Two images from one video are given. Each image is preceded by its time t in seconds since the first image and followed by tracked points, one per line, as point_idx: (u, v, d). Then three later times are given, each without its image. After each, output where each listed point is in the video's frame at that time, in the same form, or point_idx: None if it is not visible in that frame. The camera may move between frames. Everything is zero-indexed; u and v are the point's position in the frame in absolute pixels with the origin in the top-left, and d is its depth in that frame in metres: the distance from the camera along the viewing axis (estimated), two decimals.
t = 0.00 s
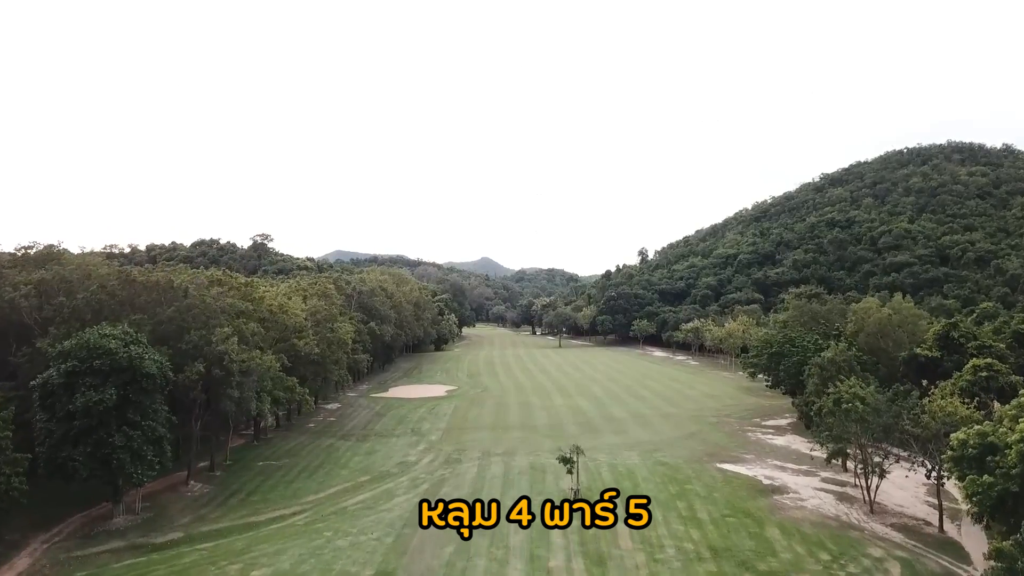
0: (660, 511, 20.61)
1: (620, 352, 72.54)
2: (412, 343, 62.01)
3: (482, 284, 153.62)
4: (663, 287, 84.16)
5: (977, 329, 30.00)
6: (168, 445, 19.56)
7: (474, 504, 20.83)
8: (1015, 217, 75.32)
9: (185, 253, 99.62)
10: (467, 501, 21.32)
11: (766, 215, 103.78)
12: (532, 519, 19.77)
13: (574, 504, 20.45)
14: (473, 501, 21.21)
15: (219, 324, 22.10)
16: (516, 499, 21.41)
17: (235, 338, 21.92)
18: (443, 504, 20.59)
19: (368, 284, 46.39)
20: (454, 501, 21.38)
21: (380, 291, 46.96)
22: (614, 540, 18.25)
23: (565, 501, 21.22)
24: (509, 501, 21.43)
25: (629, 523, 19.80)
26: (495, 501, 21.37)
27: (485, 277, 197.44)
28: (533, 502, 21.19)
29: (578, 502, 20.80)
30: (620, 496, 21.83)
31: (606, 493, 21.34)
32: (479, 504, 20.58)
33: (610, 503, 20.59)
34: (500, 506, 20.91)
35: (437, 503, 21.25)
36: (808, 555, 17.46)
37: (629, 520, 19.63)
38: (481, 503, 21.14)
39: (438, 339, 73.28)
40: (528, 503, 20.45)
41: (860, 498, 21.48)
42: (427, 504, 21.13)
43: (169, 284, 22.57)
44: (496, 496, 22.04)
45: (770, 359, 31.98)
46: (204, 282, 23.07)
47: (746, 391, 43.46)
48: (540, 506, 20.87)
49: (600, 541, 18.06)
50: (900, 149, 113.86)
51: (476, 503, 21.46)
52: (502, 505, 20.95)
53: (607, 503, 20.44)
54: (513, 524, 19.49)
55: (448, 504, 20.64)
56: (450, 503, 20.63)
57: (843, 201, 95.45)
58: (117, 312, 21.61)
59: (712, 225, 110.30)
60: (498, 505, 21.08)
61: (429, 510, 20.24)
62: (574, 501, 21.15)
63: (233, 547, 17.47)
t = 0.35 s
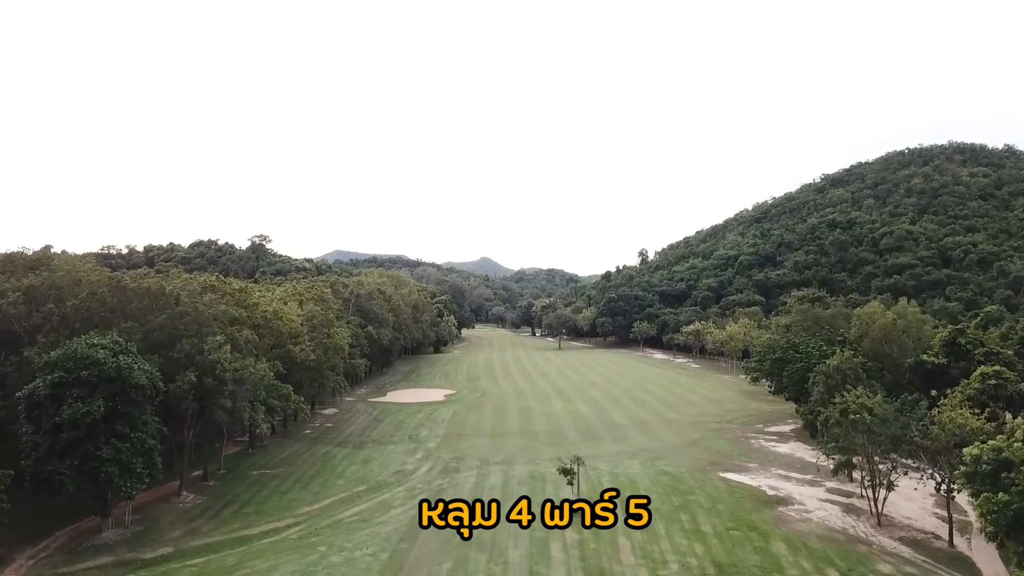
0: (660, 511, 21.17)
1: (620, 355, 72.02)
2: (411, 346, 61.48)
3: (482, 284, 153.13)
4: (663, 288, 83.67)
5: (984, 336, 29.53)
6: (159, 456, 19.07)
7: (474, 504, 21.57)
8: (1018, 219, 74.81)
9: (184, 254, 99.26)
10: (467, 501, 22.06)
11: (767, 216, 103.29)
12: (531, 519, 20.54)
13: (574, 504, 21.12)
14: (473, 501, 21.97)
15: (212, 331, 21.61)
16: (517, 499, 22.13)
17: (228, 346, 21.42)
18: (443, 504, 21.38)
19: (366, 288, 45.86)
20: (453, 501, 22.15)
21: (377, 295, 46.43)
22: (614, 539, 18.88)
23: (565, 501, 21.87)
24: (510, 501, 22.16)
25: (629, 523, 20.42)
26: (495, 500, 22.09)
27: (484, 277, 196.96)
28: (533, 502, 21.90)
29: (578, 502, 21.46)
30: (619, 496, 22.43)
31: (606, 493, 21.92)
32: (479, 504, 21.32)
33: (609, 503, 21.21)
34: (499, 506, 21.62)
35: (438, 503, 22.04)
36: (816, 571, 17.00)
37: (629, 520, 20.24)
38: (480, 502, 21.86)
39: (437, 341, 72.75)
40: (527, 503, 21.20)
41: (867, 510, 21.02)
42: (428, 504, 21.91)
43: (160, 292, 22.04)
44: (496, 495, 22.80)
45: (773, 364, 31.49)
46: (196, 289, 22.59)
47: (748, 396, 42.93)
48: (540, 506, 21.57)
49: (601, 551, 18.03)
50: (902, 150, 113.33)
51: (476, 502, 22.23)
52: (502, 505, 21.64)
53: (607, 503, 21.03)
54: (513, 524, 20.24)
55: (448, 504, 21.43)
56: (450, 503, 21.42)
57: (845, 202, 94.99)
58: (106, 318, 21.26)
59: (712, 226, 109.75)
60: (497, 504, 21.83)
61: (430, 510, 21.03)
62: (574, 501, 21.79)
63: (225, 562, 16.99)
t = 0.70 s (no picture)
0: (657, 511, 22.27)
1: (620, 358, 71.01)
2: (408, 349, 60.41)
3: (481, 284, 152.00)
4: (664, 289, 82.64)
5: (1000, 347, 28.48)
6: (138, 482, 18.06)
7: (473, 503, 22.90)
8: None
9: (180, 254, 98.21)
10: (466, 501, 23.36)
11: (769, 215, 102.29)
12: (531, 519, 21.81)
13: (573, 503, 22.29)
14: (474, 502, 23.24)
15: (195, 348, 20.55)
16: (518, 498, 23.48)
17: (212, 364, 20.35)
18: (443, 504, 22.69)
19: (360, 291, 44.87)
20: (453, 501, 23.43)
21: (373, 299, 45.43)
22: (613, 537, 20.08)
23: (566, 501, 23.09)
24: (510, 500, 23.47)
25: (629, 523, 21.53)
26: (496, 500, 23.35)
27: (483, 276, 195.85)
28: (532, 502, 23.13)
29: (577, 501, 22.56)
30: (620, 494, 23.69)
31: (605, 493, 23.09)
32: (478, 504, 22.59)
33: (609, 504, 22.30)
34: (498, 506, 22.86)
35: (438, 503, 23.34)
36: None
37: (628, 520, 21.35)
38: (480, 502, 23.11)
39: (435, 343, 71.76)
40: (527, 504, 22.46)
41: (882, 535, 20.06)
42: (428, 504, 23.22)
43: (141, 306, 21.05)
44: (496, 493, 24.22)
45: (779, 375, 30.46)
46: (180, 302, 21.56)
47: (752, 404, 41.90)
48: (540, 505, 22.72)
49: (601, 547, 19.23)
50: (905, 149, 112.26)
51: (476, 502, 23.51)
52: (501, 505, 22.89)
53: (607, 503, 22.08)
54: (512, 523, 21.52)
55: (448, 504, 22.72)
56: (450, 503, 22.70)
57: (848, 201, 93.98)
58: (85, 334, 20.13)
59: (713, 226, 108.62)
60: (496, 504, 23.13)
61: (430, 510, 22.32)
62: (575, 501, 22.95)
63: None
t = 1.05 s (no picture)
0: (658, 510, 23.23)
1: (622, 344, 68.94)
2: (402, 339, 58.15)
3: (479, 261, 149.42)
4: (667, 271, 80.31)
5: None
6: (86, 535, 15.86)
7: (474, 501, 23.94)
8: None
9: (169, 233, 95.58)
10: (468, 499, 24.38)
11: (774, 193, 99.64)
12: (531, 520, 22.84)
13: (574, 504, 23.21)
14: (474, 501, 24.20)
15: (154, 375, 18.22)
16: (518, 498, 24.45)
17: (172, 394, 18.02)
18: (443, 504, 23.70)
19: (351, 284, 42.42)
20: (454, 499, 24.48)
21: (364, 292, 43.05)
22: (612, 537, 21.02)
23: (566, 501, 24.07)
24: (510, 508, 23.71)
25: (629, 522, 22.49)
26: (496, 500, 24.37)
27: (481, 251, 193.10)
28: (533, 501, 24.13)
29: (578, 502, 23.48)
30: (620, 495, 24.60)
31: (606, 493, 24.05)
32: (479, 504, 23.57)
33: (610, 504, 23.23)
34: (499, 505, 23.88)
35: (438, 503, 24.35)
36: None
37: (629, 520, 22.32)
38: (481, 502, 24.13)
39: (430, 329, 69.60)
40: (527, 504, 23.45)
41: None
42: (429, 504, 24.16)
43: (95, 326, 18.75)
44: (497, 493, 25.11)
45: (797, 382, 28.29)
46: (138, 322, 19.27)
47: (762, 404, 39.85)
48: (540, 505, 23.70)
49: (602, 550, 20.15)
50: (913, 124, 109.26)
51: (473, 519, 22.82)
52: (502, 504, 23.90)
53: (608, 503, 23.08)
54: (513, 524, 22.55)
55: (448, 504, 23.72)
56: (450, 503, 23.72)
57: (856, 179, 91.29)
58: (32, 358, 18.07)
59: (716, 203, 105.97)
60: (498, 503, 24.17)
61: (430, 510, 23.34)
62: (574, 501, 23.95)
63: None
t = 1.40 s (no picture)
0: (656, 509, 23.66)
1: (624, 321, 66.77)
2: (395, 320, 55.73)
3: (477, 230, 146.58)
4: (670, 245, 77.82)
5: None
6: None
7: (473, 501, 24.18)
8: None
9: (158, 204, 93.05)
10: (467, 498, 24.57)
11: (781, 162, 96.59)
12: (531, 519, 23.08)
13: (574, 504, 23.66)
14: (474, 501, 24.31)
15: (98, 413, 15.81)
16: (518, 497, 24.51)
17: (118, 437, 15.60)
18: (443, 504, 23.97)
19: (338, 271, 39.88)
20: (454, 499, 24.67)
21: (353, 279, 40.54)
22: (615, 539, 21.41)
23: (566, 499, 24.40)
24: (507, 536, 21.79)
25: (629, 522, 22.96)
26: (496, 500, 24.35)
27: (479, 218, 190.10)
28: (533, 499, 24.40)
29: (578, 502, 23.95)
30: (621, 493, 24.84)
31: (606, 493, 24.45)
32: (479, 504, 23.79)
33: (610, 503, 23.75)
34: (499, 504, 24.11)
35: (438, 502, 24.55)
36: None
37: (629, 520, 22.77)
38: (481, 501, 24.33)
39: (426, 306, 67.41)
40: (527, 504, 23.65)
41: None
42: (428, 504, 24.40)
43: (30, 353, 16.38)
44: (497, 492, 25.14)
45: (818, 391, 26.07)
46: (79, 347, 16.89)
47: (774, 400, 37.70)
48: (540, 504, 24.03)
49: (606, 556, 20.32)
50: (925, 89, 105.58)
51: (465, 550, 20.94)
52: (502, 503, 24.13)
53: (607, 503, 23.60)
54: (513, 524, 22.82)
55: (448, 504, 23.94)
56: (450, 503, 23.94)
57: (865, 148, 88.21)
58: None
59: (721, 171, 102.93)
60: (498, 502, 24.36)
61: (430, 510, 23.57)
62: (574, 500, 24.32)
63: None
